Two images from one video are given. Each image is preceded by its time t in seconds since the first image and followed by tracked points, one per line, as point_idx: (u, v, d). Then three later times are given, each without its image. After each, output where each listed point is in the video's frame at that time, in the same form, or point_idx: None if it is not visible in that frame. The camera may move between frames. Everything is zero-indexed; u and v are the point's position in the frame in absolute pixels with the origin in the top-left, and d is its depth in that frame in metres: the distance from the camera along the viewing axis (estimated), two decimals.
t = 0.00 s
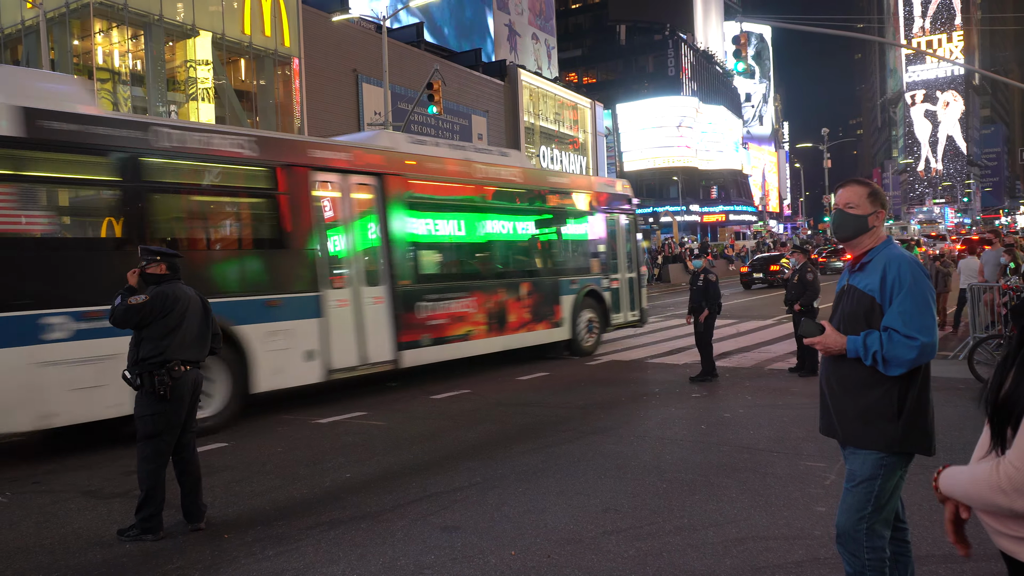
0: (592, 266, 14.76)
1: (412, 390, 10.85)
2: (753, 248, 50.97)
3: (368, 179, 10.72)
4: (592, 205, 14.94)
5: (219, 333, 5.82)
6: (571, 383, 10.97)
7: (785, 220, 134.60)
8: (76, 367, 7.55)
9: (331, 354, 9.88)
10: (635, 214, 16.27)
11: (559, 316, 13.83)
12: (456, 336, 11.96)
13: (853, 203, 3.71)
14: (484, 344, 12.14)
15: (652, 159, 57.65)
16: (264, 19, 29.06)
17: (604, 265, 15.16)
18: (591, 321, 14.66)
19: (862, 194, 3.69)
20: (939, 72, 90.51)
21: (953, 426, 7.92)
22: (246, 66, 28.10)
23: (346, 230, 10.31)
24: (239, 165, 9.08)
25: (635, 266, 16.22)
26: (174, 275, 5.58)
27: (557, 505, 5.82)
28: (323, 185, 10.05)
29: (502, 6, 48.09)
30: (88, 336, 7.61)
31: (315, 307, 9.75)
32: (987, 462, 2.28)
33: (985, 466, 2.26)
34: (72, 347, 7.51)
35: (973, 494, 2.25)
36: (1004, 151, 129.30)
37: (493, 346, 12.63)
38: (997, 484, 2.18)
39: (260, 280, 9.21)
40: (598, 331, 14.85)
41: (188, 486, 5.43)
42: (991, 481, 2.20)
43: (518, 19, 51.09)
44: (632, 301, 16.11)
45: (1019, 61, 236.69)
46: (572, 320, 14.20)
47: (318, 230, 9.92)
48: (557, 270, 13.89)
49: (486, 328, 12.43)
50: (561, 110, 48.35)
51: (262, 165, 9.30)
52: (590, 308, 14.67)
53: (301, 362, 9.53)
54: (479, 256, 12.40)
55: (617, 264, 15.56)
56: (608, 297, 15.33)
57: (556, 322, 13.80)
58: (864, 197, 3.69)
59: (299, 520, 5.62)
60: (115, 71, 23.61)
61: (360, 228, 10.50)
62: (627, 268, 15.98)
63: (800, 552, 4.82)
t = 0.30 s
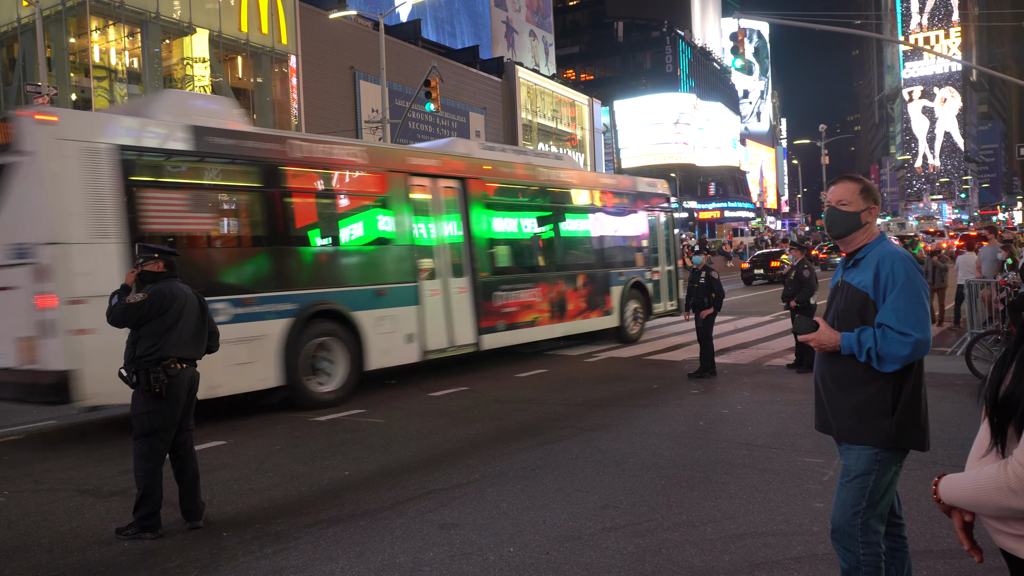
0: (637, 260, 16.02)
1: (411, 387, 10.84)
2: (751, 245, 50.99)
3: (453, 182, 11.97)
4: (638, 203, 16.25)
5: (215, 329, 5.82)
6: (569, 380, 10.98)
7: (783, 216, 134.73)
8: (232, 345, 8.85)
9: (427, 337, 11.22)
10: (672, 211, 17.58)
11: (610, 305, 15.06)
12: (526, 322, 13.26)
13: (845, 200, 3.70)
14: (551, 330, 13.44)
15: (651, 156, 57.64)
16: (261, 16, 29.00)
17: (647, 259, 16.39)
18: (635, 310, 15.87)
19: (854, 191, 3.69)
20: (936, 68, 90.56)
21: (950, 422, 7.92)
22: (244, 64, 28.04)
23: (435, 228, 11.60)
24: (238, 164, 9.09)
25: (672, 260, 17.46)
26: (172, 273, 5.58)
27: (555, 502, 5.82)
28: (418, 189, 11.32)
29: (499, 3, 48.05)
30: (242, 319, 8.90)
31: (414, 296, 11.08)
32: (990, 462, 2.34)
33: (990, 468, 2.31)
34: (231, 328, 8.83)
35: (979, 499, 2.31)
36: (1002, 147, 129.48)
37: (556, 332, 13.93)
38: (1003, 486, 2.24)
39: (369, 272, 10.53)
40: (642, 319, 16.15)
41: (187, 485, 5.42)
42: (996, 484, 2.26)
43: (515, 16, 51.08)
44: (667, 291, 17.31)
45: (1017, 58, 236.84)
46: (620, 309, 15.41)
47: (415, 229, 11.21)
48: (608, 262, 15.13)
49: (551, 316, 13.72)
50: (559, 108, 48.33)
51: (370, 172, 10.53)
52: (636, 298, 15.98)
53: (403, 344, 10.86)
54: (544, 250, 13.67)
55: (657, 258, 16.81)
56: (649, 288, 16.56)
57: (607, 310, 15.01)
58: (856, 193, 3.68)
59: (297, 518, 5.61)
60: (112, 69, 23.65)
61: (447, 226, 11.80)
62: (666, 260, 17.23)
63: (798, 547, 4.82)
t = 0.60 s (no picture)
0: (676, 256, 17.15)
1: (411, 384, 10.86)
2: (751, 243, 50.96)
3: (522, 185, 13.09)
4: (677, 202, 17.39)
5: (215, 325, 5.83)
6: (568, 377, 11.00)
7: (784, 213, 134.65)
8: (350, 330, 10.01)
9: (502, 324, 12.37)
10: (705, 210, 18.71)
11: (652, 298, 16.17)
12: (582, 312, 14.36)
13: (843, 199, 3.71)
14: (605, 319, 14.55)
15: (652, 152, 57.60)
16: (262, 12, 28.97)
17: (685, 254, 17.48)
18: (674, 302, 16.95)
19: (852, 189, 3.69)
20: (937, 66, 90.52)
21: (950, 420, 7.94)
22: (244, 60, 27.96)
23: (508, 221, 12.72)
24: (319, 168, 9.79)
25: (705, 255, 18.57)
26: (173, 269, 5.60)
27: (555, 499, 5.83)
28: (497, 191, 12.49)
29: None
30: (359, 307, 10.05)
31: (492, 288, 12.20)
32: (992, 462, 2.38)
33: (992, 467, 2.35)
34: (350, 314, 10.00)
35: (983, 499, 2.34)
36: (1004, 144, 129.25)
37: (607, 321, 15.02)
38: (1006, 485, 2.28)
39: (455, 266, 11.67)
40: (680, 310, 17.20)
41: (187, 482, 5.43)
42: (999, 483, 2.30)
43: (516, 12, 51.07)
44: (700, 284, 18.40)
45: (1018, 55, 236.49)
46: (661, 301, 16.51)
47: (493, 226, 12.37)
48: (651, 257, 16.23)
49: (603, 307, 14.78)
50: (560, 104, 48.31)
51: (459, 176, 11.67)
52: (674, 291, 17.08)
53: (482, 330, 12.01)
54: (599, 247, 14.74)
55: (693, 253, 17.92)
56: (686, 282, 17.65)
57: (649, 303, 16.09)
58: (855, 192, 3.67)
59: (297, 515, 5.62)
60: (112, 64, 23.72)
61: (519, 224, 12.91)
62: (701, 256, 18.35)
63: (797, 545, 4.83)
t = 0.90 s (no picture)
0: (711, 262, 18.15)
1: (412, 392, 10.84)
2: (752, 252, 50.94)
3: (580, 198, 14.16)
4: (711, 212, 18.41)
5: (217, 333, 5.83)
6: (569, 385, 10.98)
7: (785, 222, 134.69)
8: (440, 328, 11.14)
9: (564, 325, 13.44)
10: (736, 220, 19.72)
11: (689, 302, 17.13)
12: (629, 315, 15.35)
13: (842, 208, 3.72)
14: (650, 322, 15.50)
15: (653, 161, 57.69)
16: (264, 21, 29.10)
17: (718, 261, 18.46)
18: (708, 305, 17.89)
19: (851, 199, 3.70)
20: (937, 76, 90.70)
21: (951, 429, 7.92)
22: (246, 68, 28.05)
23: (568, 228, 13.77)
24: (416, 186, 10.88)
25: (735, 263, 19.53)
26: (176, 276, 5.61)
27: (555, 508, 5.81)
28: (560, 205, 13.62)
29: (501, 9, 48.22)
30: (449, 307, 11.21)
31: (554, 292, 13.30)
32: (997, 472, 2.39)
33: (997, 479, 2.35)
34: (441, 314, 11.16)
35: (989, 512, 2.35)
36: (1005, 154, 129.35)
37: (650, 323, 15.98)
38: (1012, 495, 2.30)
39: (525, 271, 12.77)
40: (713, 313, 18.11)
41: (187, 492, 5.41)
42: (1004, 494, 2.31)
43: (517, 22, 51.27)
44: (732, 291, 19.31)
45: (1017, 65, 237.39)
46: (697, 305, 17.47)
47: (556, 237, 13.46)
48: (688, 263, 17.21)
49: (647, 309, 15.77)
50: (561, 113, 48.43)
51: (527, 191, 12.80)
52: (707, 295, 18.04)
53: (547, 330, 13.09)
54: (644, 254, 15.72)
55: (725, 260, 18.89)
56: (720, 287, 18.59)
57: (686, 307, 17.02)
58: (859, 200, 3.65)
59: (296, 523, 5.60)
60: (115, 73, 23.80)
61: (577, 235, 13.98)
62: (731, 263, 19.30)
63: (799, 555, 4.81)
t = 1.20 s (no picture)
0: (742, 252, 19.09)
1: (413, 383, 10.84)
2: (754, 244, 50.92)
3: (628, 193, 15.12)
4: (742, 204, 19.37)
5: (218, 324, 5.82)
6: (570, 377, 10.99)
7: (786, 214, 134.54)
8: (512, 310, 12.29)
9: (614, 309, 14.44)
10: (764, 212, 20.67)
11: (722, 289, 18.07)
12: (668, 301, 16.27)
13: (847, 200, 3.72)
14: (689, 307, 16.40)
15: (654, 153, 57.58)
16: (264, 12, 29.03)
17: (748, 251, 19.41)
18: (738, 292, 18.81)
19: (856, 189, 3.69)
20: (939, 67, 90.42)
21: (952, 420, 7.93)
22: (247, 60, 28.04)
23: (618, 219, 14.75)
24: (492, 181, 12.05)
25: (762, 252, 20.49)
26: (174, 269, 5.61)
27: (556, 498, 5.82)
28: (610, 199, 14.58)
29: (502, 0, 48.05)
30: (519, 291, 12.37)
31: (606, 279, 14.27)
32: (997, 462, 2.42)
33: (1000, 470, 2.37)
34: (513, 297, 12.32)
35: (989, 502, 2.37)
36: (1006, 145, 129.02)
37: (686, 309, 16.93)
38: (1013, 484, 2.32)
39: (582, 259, 13.79)
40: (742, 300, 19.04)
41: (189, 483, 5.43)
42: (1005, 483, 2.34)
43: (518, 13, 51.14)
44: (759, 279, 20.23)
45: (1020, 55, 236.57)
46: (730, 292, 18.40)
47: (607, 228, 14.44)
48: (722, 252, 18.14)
49: (684, 296, 16.69)
50: (562, 105, 48.33)
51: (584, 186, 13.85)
52: (738, 283, 18.98)
53: (599, 314, 14.09)
54: (683, 244, 16.66)
55: (753, 249, 19.83)
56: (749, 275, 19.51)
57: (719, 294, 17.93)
58: (855, 191, 3.68)
59: (298, 514, 5.61)
60: (115, 65, 23.76)
61: (624, 226, 14.93)
62: (759, 252, 20.22)
63: (800, 545, 4.82)
